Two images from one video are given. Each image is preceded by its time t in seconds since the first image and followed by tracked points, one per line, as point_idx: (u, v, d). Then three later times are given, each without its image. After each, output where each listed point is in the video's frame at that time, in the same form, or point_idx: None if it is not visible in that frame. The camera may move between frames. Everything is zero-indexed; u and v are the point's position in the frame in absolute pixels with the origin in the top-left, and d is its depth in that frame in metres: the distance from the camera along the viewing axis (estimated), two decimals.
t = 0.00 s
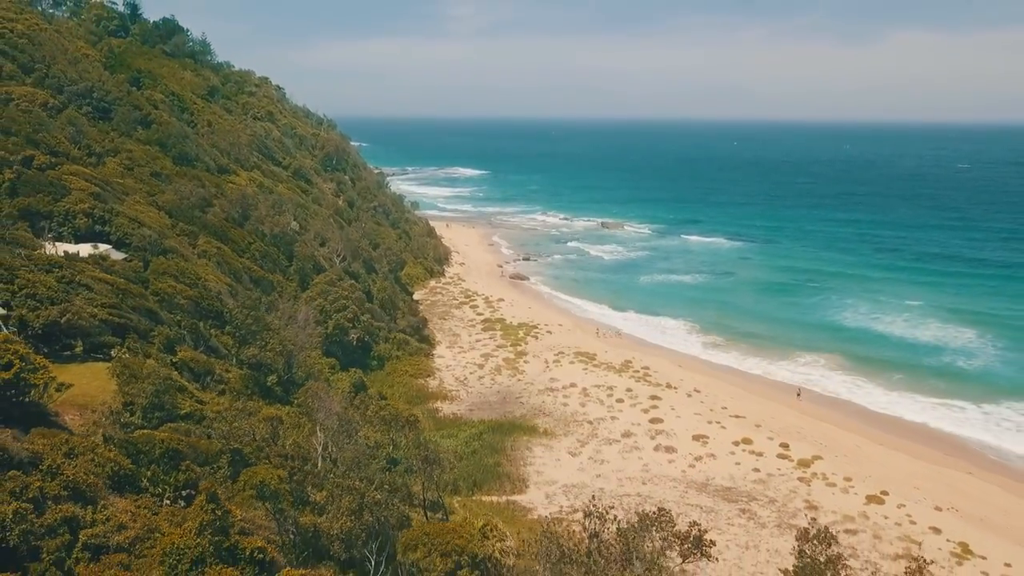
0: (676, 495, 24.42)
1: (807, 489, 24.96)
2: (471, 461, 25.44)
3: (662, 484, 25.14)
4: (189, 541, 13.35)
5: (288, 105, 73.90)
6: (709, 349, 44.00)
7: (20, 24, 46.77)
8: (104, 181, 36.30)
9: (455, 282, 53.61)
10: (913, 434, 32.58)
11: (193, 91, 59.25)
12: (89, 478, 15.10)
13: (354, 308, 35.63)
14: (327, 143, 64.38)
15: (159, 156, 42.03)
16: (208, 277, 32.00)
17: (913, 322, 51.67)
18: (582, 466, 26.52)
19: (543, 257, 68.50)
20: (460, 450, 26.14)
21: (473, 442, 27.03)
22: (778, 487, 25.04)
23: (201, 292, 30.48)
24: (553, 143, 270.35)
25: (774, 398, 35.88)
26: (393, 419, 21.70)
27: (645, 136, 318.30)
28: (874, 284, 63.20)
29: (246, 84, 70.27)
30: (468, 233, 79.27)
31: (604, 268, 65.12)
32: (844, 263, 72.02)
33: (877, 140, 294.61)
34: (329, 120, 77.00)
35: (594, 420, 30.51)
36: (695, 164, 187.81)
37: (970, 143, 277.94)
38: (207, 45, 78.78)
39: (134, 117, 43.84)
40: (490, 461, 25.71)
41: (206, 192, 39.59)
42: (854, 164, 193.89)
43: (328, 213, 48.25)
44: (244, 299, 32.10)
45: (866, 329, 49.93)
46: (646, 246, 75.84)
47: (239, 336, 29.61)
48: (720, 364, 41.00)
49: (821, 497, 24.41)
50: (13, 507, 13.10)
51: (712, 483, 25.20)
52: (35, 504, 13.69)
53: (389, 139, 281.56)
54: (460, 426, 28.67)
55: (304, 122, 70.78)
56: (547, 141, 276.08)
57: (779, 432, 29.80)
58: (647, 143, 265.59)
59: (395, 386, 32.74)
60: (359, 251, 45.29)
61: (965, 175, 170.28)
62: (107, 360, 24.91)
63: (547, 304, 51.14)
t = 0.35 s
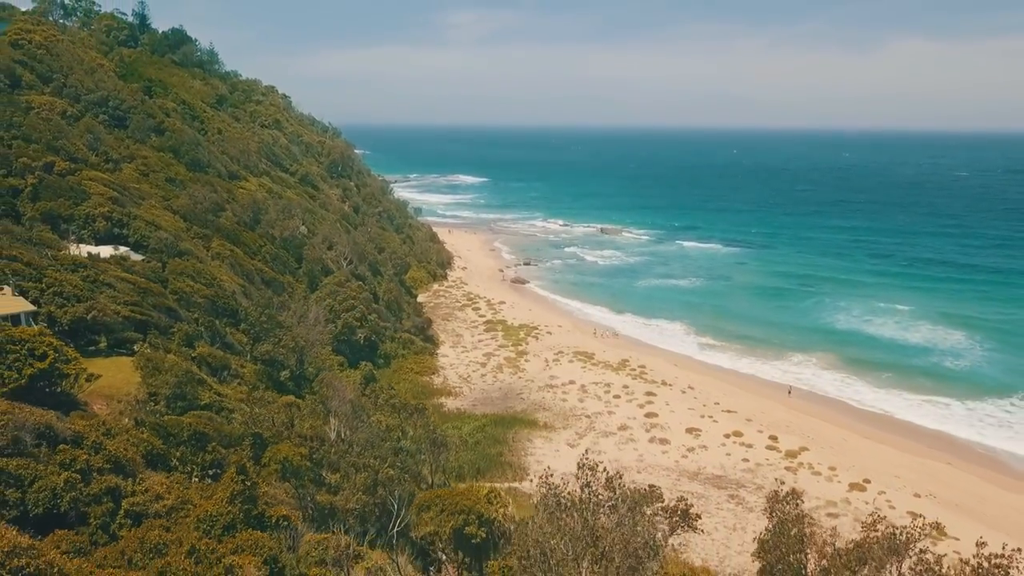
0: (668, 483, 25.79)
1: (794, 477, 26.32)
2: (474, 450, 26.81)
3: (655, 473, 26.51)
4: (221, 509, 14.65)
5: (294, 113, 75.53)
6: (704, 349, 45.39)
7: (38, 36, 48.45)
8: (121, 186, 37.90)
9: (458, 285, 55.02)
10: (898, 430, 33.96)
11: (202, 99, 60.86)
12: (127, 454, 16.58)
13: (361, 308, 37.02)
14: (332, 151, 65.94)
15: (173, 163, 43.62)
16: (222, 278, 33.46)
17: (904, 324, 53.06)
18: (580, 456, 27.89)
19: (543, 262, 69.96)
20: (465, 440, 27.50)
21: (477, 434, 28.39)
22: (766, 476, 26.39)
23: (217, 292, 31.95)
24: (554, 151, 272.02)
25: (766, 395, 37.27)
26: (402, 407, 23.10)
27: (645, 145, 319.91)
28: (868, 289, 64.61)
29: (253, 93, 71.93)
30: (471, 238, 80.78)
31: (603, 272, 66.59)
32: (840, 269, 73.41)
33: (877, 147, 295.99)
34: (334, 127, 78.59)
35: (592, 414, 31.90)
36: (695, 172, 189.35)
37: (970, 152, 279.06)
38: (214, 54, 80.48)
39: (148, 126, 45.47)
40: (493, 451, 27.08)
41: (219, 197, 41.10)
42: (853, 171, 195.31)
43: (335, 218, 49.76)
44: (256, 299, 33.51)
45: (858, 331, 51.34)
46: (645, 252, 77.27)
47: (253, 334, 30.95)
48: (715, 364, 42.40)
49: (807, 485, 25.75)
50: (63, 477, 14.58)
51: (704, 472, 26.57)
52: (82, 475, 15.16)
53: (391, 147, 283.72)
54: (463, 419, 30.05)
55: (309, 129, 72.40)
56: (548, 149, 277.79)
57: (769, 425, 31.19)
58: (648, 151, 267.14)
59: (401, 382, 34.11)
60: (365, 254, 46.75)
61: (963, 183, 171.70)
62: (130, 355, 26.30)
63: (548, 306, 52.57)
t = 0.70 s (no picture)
0: (662, 472, 27.17)
1: (782, 468, 27.68)
2: (478, 441, 28.18)
3: (650, 464, 27.86)
4: (248, 484, 15.97)
5: (300, 122, 77.24)
6: (701, 351, 46.79)
7: (54, 49, 50.16)
8: (138, 193, 39.48)
9: (460, 290, 56.45)
10: (885, 426, 35.32)
11: (212, 109, 62.56)
12: (160, 436, 18.00)
13: (368, 310, 38.48)
14: (338, 159, 67.59)
15: (186, 170, 45.21)
16: (236, 280, 34.91)
17: (895, 328, 54.52)
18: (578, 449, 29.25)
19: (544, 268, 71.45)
20: (469, 433, 28.88)
21: (480, 428, 29.75)
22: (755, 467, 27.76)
23: (231, 293, 33.41)
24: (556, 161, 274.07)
25: (758, 394, 38.68)
26: (410, 398, 24.51)
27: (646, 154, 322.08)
28: (861, 295, 66.07)
29: (260, 103, 73.62)
30: (472, 245, 82.30)
31: (602, 278, 68.09)
32: (835, 275, 74.86)
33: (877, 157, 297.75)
34: (339, 136, 80.22)
35: (590, 411, 33.29)
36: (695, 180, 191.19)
37: (970, 161, 280.58)
38: (221, 65, 82.27)
39: (162, 135, 47.13)
40: (496, 443, 28.45)
41: (231, 204, 42.60)
42: (851, 180, 196.99)
43: (341, 224, 51.28)
44: (268, 301, 34.95)
45: (850, 334, 52.80)
46: (644, 258, 78.74)
47: (266, 333, 32.35)
48: (710, 366, 43.78)
49: (793, 476, 27.13)
50: (105, 453, 15.97)
51: (696, 463, 27.94)
52: (121, 452, 16.58)
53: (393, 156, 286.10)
54: (467, 414, 31.42)
55: (315, 138, 74.06)
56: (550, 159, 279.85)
57: (759, 421, 32.57)
58: (649, 160, 269.08)
59: (407, 380, 35.51)
60: (371, 259, 48.23)
61: (960, 191, 173.29)
62: (151, 352, 27.68)
63: (548, 310, 54.03)
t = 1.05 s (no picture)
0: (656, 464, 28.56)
1: (771, 462, 29.05)
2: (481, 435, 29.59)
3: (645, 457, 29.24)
4: (271, 465, 17.10)
5: (306, 132, 78.93)
6: (696, 354, 48.20)
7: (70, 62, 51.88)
8: (153, 201, 41.06)
9: (463, 295, 58.01)
10: (872, 423, 36.91)
11: (220, 119, 64.25)
12: (189, 422, 19.45)
13: (375, 313, 39.96)
14: (343, 168, 69.23)
15: (198, 179, 46.82)
16: (248, 284, 36.39)
17: (886, 332, 56.01)
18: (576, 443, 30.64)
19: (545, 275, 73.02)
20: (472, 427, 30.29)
21: (483, 423, 31.17)
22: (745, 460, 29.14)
23: (245, 296, 34.89)
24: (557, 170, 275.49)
25: (751, 394, 40.11)
26: (418, 392, 26.05)
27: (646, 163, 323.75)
28: (855, 301, 67.58)
29: (267, 113, 75.33)
30: (474, 253, 83.83)
31: (601, 284, 69.60)
32: (830, 282, 76.38)
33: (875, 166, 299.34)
34: (344, 146, 81.90)
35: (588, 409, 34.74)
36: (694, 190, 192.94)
37: (968, 170, 281.55)
38: (228, 76, 84.02)
39: (174, 145, 48.79)
40: (498, 437, 29.83)
41: (242, 212, 44.13)
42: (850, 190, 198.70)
43: (348, 231, 52.82)
44: (279, 303, 36.42)
45: (842, 339, 54.30)
46: (642, 266, 80.25)
47: (278, 334, 33.78)
48: (705, 368, 45.18)
49: (782, 468, 28.52)
50: (141, 436, 17.34)
51: (689, 457, 29.32)
52: (155, 436, 17.98)
53: (395, 165, 288.30)
54: (471, 411, 32.81)
55: (321, 147, 75.76)
56: (550, 169, 281.60)
57: (751, 419, 33.99)
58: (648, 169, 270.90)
59: (413, 379, 36.93)
60: (377, 264, 49.73)
61: (957, 201, 174.87)
62: (171, 351, 29.00)
63: (548, 314, 55.51)
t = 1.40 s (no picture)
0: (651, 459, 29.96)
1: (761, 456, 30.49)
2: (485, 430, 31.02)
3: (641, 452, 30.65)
4: (294, 448, 18.32)
5: (311, 142, 80.64)
6: (693, 358, 49.60)
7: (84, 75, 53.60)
8: (167, 209, 42.64)
9: (466, 301, 59.50)
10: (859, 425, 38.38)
11: (229, 130, 65.95)
12: (214, 412, 20.93)
13: (383, 316, 41.48)
14: (349, 178, 70.87)
15: (210, 188, 48.45)
16: (260, 289, 37.86)
17: (878, 338, 57.51)
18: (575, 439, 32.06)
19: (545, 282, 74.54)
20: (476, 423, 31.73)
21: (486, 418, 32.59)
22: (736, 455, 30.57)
23: (258, 300, 36.39)
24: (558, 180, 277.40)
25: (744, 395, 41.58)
26: (425, 389, 27.50)
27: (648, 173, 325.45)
28: (849, 308, 69.10)
29: (273, 124, 77.02)
30: (476, 261, 85.36)
31: (600, 292, 71.12)
32: (825, 290, 77.90)
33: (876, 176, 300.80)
34: (348, 156, 83.53)
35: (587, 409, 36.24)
36: (694, 200, 194.61)
37: (969, 180, 282.85)
38: (235, 88, 85.77)
39: (186, 155, 50.55)
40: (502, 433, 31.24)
41: (253, 220, 45.65)
42: (849, 200, 200.04)
43: (354, 238, 54.37)
44: (290, 306, 37.91)
45: (835, 344, 55.78)
46: (641, 273, 81.76)
47: (290, 335, 35.24)
48: (701, 371, 46.60)
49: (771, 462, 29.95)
50: (171, 424, 18.72)
51: (683, 452, 30.73)
52: (184, 423, 19.42)
53: (397, 175, 290.57)
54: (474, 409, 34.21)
55: (326, 157, 77.38)
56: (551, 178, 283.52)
57: (743, 417, 35.46)
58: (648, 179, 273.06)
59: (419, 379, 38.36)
60: (383, 270, 51.25)
61: (955, 210, 176.37)
62: (189, 351, 30.30)
63: (548, 320, 57.03)
